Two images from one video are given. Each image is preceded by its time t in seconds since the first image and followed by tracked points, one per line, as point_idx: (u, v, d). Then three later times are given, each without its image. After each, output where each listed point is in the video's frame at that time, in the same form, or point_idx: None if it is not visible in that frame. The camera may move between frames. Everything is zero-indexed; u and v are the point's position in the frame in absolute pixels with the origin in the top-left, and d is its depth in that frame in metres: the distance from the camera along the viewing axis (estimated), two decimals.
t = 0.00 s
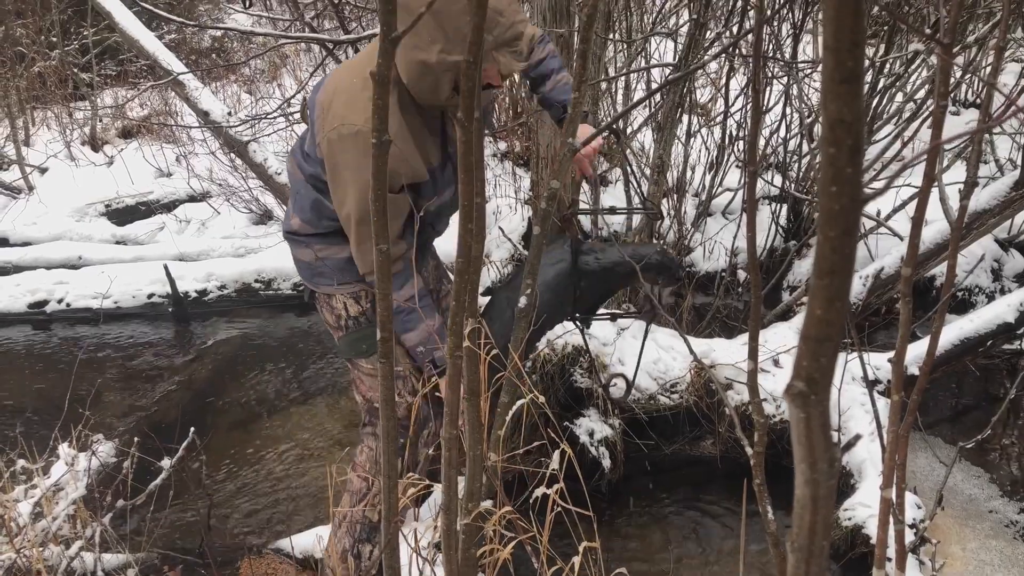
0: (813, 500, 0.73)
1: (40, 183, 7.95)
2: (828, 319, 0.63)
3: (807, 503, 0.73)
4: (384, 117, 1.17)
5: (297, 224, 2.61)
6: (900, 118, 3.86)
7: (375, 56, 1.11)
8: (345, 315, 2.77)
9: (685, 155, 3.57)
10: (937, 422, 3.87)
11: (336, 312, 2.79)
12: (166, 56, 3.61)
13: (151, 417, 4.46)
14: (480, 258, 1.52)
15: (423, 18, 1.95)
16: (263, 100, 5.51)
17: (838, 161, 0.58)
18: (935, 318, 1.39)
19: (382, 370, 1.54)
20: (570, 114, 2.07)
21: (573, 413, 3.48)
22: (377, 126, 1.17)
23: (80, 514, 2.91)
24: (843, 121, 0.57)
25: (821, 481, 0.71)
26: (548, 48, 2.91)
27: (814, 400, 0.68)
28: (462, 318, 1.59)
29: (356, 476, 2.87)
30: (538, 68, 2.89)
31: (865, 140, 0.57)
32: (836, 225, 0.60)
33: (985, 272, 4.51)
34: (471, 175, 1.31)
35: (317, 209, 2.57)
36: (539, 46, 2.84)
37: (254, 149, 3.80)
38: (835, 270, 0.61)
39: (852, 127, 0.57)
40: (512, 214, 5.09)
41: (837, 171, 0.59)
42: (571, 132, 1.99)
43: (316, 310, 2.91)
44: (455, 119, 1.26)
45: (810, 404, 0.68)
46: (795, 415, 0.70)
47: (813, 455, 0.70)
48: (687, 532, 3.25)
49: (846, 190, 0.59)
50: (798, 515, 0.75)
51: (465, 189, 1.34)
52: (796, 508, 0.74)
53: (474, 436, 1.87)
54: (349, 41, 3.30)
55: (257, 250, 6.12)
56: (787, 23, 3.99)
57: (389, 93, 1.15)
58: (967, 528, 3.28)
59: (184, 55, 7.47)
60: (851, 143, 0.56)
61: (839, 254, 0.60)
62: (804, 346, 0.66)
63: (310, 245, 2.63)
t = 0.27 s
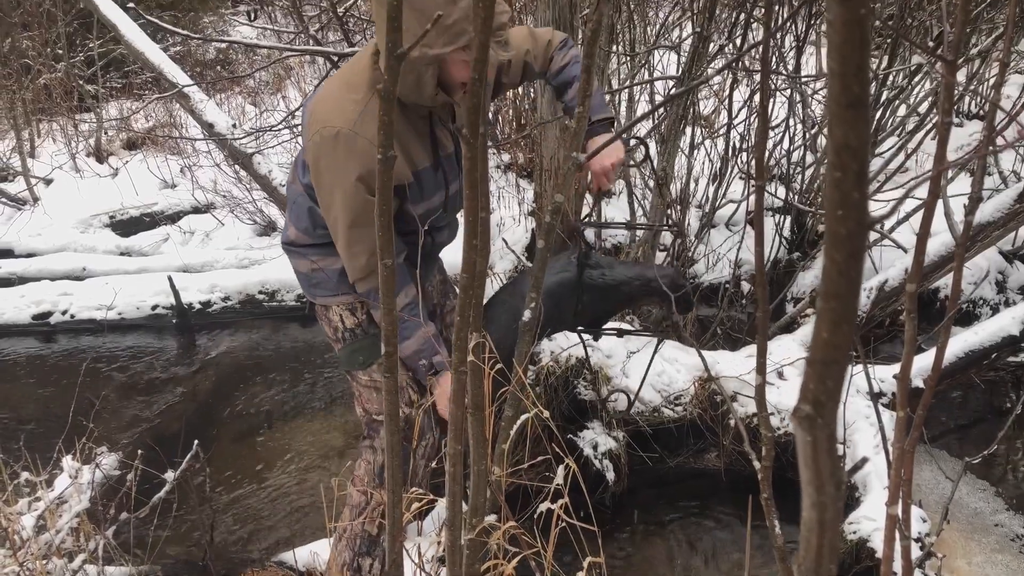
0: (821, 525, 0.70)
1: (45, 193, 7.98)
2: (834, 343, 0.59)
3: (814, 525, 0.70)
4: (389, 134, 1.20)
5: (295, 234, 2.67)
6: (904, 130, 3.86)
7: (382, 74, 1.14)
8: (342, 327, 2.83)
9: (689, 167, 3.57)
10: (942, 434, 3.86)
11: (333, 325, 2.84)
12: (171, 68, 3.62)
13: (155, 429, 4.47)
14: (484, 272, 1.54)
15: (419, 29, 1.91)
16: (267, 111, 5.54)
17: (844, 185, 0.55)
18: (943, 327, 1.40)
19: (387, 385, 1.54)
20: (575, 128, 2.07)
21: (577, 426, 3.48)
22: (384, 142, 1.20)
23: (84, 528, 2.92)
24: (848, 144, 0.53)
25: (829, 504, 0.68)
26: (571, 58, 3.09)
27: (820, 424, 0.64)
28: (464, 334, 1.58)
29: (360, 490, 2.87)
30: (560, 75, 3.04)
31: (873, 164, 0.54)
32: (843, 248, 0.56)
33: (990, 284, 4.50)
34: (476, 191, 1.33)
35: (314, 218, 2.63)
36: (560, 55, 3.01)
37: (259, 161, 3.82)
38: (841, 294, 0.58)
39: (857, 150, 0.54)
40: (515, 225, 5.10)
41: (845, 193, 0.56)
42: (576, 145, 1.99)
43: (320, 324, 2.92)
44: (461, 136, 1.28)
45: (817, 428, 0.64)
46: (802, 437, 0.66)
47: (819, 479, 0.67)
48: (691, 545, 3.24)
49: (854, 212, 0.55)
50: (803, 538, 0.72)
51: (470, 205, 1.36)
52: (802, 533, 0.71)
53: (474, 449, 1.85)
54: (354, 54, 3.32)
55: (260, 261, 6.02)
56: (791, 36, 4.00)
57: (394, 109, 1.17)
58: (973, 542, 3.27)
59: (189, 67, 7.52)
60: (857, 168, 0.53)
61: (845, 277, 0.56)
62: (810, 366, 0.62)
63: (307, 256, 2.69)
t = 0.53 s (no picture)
0: (828, 541, 0.71)
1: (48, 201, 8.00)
2: (840, 356, 0.62)
3: (821, 540, 0.71)
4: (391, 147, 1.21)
5: (299, 243, 2.70)
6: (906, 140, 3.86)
7: (385, 86, 1.15)
8: (346, 336, 2.85)
9: (692, 176, 3.58)
10: (946, 445, 3.85)
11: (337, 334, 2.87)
12: (174, 78, 3.63)
13: (157, 438, 4.47)
14: (486, 285, 1.56)
15: (425, 30, 1.95)
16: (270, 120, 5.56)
17: (851, 199, 0.58)
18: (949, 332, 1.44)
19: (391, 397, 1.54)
20: (577, 139, 2.07)
21: (579, 436, 3.47)
22: (385, 152, 1.21)
23: (86, 539, 2.91)
24: (855, 162, 0.56)
25: (837, 520, 0.69)
26: (572, 64, 3.06)
27: (828, 438, 0.65)
28: (467, 345, 1.57)
29: (362, 503, 2.87)
30: (561, 82, 3.02)
31: (879, 178, 0.57)
32: (849, 263, 0.59)
33: (994, 294, 4.49)
34: (478, 202, 1.34)
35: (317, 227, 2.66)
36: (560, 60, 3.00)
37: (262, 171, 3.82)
38: (847, 308, 0.61)
39: (863, 166, 0.56)
40: (518, 235, 5.11)
41: (852, 211, 0.59)
42: (578, 156, 1.98)
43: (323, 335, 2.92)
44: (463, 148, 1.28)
45: (824, 442, 0.65)
46: (809, 453, 0.67)
47: (827, 493, 0.68)
48: (694, 557, 3.23)
49: (860, 227, 0.58)
50: (811, 553, 0.73)
51: (473, 215, 1.37)
52: (809, 549, 0.72)
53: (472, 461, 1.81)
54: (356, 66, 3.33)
55: (263, 271, 6.02)
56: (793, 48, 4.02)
57: (396, 120, 1.18)
58: (978, 553, 3.25)
59: (193, 76, 7.57)
60: (863, 181, 0.55)
61: (851, 291, 0.59)
62: (818, 382, 0.65)
63: (311, 266, 2.71)
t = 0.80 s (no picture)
0: (824, 554, 0.73)
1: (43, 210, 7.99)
2: (835, 370, 0.63)
3: (817, 554, 0.74)
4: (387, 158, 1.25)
5: (297, 251, 2.70)
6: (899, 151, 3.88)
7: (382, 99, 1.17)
8: (342, 343, 2.91)
9: (687, 185, 3.59)
10: (940, 454, 3.85)
11: (333, 340, 2.93)
12: (170, 87, 3.63)
13: (151, 448, 4.46)
14: (482, 295, 1.56)
15: (421, 40, 1.95)
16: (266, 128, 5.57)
17: (844, 214, 0.58)
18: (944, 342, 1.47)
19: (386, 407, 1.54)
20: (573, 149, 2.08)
21: (574, 446, 3.47)
22: (381, 164, 1.23)
23: (79, 550, 2.90)
24: (850, 173, 0.56)
25: (832, 534, 0.72)
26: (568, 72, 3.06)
27: (823, 453, 0.67)
28: (462, 355, 1.58)
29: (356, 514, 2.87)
30: (559, 88, 3.00)
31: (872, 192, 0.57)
32: (844, 276, 0.59)
33: (987, 304, 4.50)
34: (475, 212, 1.36)
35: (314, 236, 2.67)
36: (556, 69, 3.00)
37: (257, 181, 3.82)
38: (842, 322, 0.62)
39: (858, 179, 0.56)
40: (513, 245, 5.12)
41: (846, 224, 0.59)
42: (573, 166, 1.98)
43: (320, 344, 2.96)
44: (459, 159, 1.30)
45: (819, 456, 0.67)
46: (805, 466, 0.70)
47: (822, 507, 0.71)
48: (689, 567, 3.23)
49: (854, 241, 0.58)
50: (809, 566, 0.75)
51: (468, 225, 1.39)
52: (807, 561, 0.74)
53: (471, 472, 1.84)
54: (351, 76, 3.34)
55: (259, 280, 6.06)
56: (786, 59, 4.04)
57: (392, 131, 1.21)
58: (973, 563, 3.25)
59: (188, 86, 7.58)
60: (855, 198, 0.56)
61: (847, 305, 0.59)
62: (812, 397, 0.66)
63: (308, 274, 2.72)
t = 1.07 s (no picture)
0: (800, 569, 0.77)
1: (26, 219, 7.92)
2: (811, 389, 0.67)
3: (794, 571, 0.77)
4: (372, 171, 1.34)
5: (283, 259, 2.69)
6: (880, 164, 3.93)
7: (369, 116, 1.27)
8: (326, 355, 2.91)
9: (672, 197, 3.61)
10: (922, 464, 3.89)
11: (317, 352, 2.93)
12: (155, 98, 3.61)
13: (134, 461, 4.43)
14: (465, 309, 1.58)
15: (395, 39, 1.95)
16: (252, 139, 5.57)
17: (820, 235, 0.62)
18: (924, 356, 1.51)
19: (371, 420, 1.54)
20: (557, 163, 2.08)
21: (560, 457, 3.47)
22: (367, 177, 1.34)
23: (59, 565, 2.88)
24: (823, 198, 0.60)
25: (809, 550, 0.75)
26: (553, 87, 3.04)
27: (799, 469, 0.71)
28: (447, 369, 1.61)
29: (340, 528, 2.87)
30: (543, 104, 2.97)
31: (845, 214, 0.61)
32: (820, 298, 0.63)
33: (968, 314, 4.55)
34: (458, 226, 1.40)
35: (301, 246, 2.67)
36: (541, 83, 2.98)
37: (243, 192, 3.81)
38: (816, 344, 0.66)
39: (831, 205, 0.60)
40: (499, 256, 5.13)
41: (821, 246, 0.63)
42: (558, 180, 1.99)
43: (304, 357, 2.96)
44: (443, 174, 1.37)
45: (796, 473, 0.71)
46: (782, 483, 0.73)
47: (798, 523, 0.74)
48: None
49: (828, 263, 0.62)
50: None
51: (453, 240, 1.44)
52: None
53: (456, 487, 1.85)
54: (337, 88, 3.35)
55: (244, 291, 6.06)
56: (768, 73, 4.08)
57: (377, 146, 1.31)
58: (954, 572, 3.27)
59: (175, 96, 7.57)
60: (830, 221, 0.59)
61: (821, 325, 0.64)
62: (788, 415, 0.70)
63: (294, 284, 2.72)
